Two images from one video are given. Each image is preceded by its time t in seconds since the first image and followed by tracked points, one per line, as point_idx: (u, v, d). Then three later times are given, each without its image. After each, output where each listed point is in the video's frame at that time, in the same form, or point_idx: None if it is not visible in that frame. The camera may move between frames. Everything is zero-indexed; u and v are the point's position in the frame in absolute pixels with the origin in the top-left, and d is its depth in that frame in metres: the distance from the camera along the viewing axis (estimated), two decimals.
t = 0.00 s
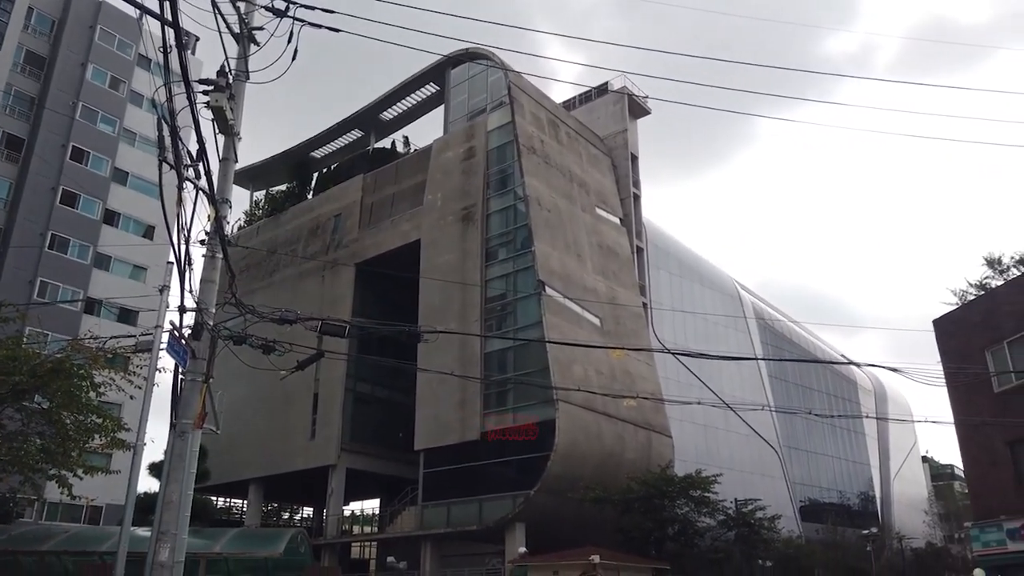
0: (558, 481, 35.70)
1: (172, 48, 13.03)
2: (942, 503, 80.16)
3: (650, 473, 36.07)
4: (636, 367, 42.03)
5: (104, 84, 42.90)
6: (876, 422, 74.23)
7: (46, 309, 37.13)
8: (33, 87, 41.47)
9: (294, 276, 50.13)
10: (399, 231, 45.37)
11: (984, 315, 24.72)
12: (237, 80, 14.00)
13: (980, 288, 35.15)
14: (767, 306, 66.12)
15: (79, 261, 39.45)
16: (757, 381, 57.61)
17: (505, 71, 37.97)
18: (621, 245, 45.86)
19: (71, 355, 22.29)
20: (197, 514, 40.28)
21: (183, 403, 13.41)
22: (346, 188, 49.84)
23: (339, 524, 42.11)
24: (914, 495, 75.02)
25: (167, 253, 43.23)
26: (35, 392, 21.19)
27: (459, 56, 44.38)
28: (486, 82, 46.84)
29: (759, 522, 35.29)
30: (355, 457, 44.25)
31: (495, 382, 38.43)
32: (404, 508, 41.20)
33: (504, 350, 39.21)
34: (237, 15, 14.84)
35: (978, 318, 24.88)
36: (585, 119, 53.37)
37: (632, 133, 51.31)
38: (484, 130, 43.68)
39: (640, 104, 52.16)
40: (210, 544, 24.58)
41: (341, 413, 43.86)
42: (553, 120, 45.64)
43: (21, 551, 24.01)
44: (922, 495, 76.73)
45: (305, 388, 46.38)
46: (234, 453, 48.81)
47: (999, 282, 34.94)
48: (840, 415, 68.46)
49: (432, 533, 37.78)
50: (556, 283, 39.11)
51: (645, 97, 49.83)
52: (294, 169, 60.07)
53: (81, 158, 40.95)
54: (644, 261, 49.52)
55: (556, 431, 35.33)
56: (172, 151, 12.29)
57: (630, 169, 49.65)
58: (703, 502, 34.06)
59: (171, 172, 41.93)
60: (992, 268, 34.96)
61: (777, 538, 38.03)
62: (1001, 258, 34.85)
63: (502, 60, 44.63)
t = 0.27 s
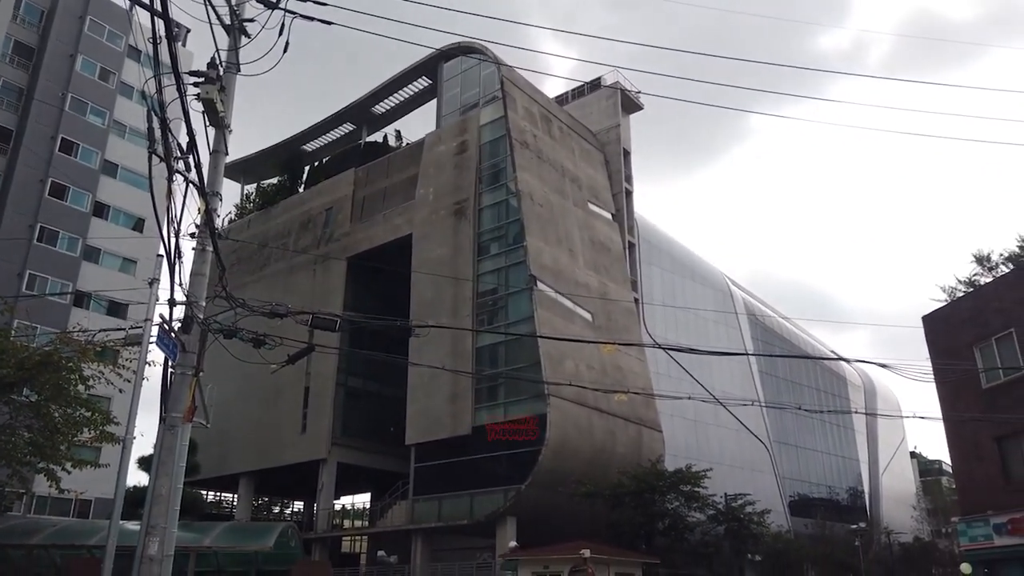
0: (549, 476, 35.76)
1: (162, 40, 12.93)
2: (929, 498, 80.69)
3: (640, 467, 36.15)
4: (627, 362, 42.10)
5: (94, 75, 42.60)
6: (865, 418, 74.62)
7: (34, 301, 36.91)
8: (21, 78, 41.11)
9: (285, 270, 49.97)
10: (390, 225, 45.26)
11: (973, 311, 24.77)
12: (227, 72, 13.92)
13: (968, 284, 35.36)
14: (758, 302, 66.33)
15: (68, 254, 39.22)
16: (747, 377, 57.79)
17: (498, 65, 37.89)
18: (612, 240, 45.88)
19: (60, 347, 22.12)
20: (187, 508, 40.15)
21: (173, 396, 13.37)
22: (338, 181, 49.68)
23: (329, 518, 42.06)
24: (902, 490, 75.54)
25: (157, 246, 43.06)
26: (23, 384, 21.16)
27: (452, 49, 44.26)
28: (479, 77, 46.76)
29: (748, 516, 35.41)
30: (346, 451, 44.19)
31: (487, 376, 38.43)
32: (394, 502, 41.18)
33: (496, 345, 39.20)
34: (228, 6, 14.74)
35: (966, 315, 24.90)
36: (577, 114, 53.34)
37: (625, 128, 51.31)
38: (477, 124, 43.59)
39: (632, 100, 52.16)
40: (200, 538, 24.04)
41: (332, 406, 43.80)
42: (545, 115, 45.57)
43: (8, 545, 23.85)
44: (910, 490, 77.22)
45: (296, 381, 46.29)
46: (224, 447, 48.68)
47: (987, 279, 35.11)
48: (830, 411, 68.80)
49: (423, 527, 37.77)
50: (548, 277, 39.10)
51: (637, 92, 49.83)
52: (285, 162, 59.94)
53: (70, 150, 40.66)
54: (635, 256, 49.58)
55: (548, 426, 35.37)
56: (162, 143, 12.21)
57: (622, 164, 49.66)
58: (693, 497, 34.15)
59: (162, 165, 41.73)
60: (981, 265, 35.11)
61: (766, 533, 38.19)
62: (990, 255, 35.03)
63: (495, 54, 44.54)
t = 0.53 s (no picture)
0: (544, 470, 35.82)
1: (156, 31, 12.86)
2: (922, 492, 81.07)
3: (635, 461, 36.23)
4: (622, 357, 42.14)
5: (88, 67, 42.40)
6: (859, 412, 74.87)
7: (29, 294, 36.77)
8: (14, 69, 40.80)
9: (280, 263, 49.87)
10: (386, 218, 45.18)
11: (966, 307, 24.78)
12: (222, 64, 13.87)
13: (962, 279, 35.46)
14: (753, 297, 66.44)
15: (62, 246, 39.09)
16: (742, 371, 57.92)
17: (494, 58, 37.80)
18: (608, 235, 45.88)
19: (53, 341, 22.00)
20: (182, 500, 40.12)
21: (167, 389, 13.36)
22: (333, 175, 49.56)
23: (325, 511, 42.09)
24: (895, 484, 75.85)
25: (151, 239, 42.99)
26: (16, 377, 21.05)
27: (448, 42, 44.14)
28: (475, 70, 46.66)
29: (742, 510, 35.50)
30: (341, 444, 44.18)
31: (482, 370, 38.43)
32: (390, 495, 41.21)
33: (491, 339, 39.18)
34: None
35: (961, 310, 24.92)
36: (573, 108, 53.29)
37: (621, 122, 51.28)
38: (472, 118, 43.51)
39: (628, 94, 52.10)
40: (195, 530, 23.94)
41: (327, 400, 43.80)
42: (541, 108, 45.49)
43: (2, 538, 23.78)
44: (903, 484, 77.54)
45: (291, 375, 46.26)
46: (219, 440, 48.63)
47: (981, 274, 35.19)
48: (824, 405, 69.00)
49: (418, 520, 37.80)
50: (543, 271, 39.10)
51: (633, 86, 49.78)
52: (280, 156, 59.73)
53: (64, 142, 40.46)
54: (630, 250, 49.62)
55: (543, 420, 35.43)
56: (157, 135, 12.17)
57: (618, 159, 49.63)
58: (687, 491, 34.22)
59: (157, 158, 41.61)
60: (975, 260, 35.20)
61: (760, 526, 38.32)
62: (984, 250, 35.11)
63: (491, 47, 44.43)
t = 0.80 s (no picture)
0: (540, 460, 35.92)
1: (150, 19, 12.77)
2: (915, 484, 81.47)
3: (630, 452, 36.35)
4: (618, 348, 42.20)
5: (82, 55, 42.16)
6: (853, 403, 75.14)
7: (23, 284, 36.69)
8: (7, 57, 40.57)
9: (276, 254, 49.79)
10: (382, 209, 45.10)
11: (961, 299, 24.83)
12: (216, 53, 13.79)
13: (957, 271, 35.55)
14: (748, 288, 66.53)
15: (56, 236, 38.97)
16: (737, 362, 58.07)
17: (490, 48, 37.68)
18: (604, 226, 45.87)
19: (48, 330, 21.92)
20: (177, 491, 40.16)
21: (163, 380, 13.34)
22: (329, 165, 49.41)
23: (320, 501, 42.17)
24: (889, 475, 76.23)
25: (146, 229, 42.87)
26: (10, 366, 20.98)
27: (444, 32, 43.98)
28: (471, 60, 46.51)
29: (737, 501, 35.65)
30: (337, 435, 44.24)
31: (478, 361, 38.48)
32: (386, 486, 41.29)
33: (487, 330, 39.19)
34: None
35: (955, 302, 24.96)
36: (570, 98, 53.17)
37: (617, 113, 51.20)
38: (469, 108, 43.40)
39: (625, 85, 52.00)
40: (190, 521, 23.58)
41: (323, 391, 43.82)
42: (538, 99, 45.37)
43: None
44: (897, 475, 77.92)
45: (286, 365, 46.24)
46: (215, 430, 48.64)
47: (976, 266, 35.29)
48: (818, 397, 69.22)
49: (413, 511, 37.90)
50: (539, 263, 39.09)
51: (631, 77, 49.67)
52: (276, 145, 59.55)
53: (58, 131, 40.27)
54: (627, 241, 49.64)
55: (538, 411, 35.51)
56: (151, 125, 12.11)
57: (614, 150, 49.58)
58: (682, 481, 34.36)
59: (151, 147, 41.45)
60: (970, 252, 35.28)
61: (754, 517, 38.50)
62: (979, 242, 35.19)
63: (487, 37, 44.28)
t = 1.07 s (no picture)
0: (535, 450, 36.04)
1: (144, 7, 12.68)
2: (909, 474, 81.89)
3: (625, 442, 36.46)
4: (613, 338, 42.26)
5: (75, 43, 41.89)
6: (847, 394, 75.41)
7: (17, 273, 36.57)
8: None
9: (271, 243, 49.67)
10: (377, 199, 45.00)
11: (955, 290, 24.89)
12: (211, 41, 13.71)
13: (952, 262, 35.61)
14: (744, 279, 66.62)
15: (50, 225, 38.82)
16: (732, 353, 58.20)
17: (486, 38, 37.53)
18: (600, 216, 45.86)
19: (41, 319, 21.84)
20: (172, 480, 40.18)
21: (158, 369, 13.33)
22: (324, 155, 49.24)
23: (316, 491, 42.26)
24: (882, 465, 76.57)
25: (140, 218, 42.72)
26: (4, 355, 20.89)
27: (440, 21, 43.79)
28: (467, 49, 46.34)
29: (731, 491, 35.82)
30: (332, 425, 44.28)
31: (473, 351, 38.51)
32: (381, 475, 41.37)
33: (483, 320, 39.19)
34: None
35: (950, 293, 24.97)
36: (566, 88, 53.03)
37: (614, 103, 51.10)
38: (465, 98, 43.27)
39: (622, 75, 51.86)
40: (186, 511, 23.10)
41: (318, 381, 43.82)
42: (534, 89, 45.23)
43: None
44: (890, 466, 78.31)
45: (282, 355, 46.21)
46: (210, 420, 48.63)
47: (971, 257, 35.37)
48: (813, 387, 69.40)
49: (409, 500, 38.01)
50: (535, 253, 39.07)
51: (627, 67, 49.55)
52: (271, 135, 59.34)
53: (51, 119, 40.04)
54: (622, 232, 49.65)
55: (534, 401, 35.58)
56: (144, 113, 12.04)
57: (610, 140, 49.51)
58: (677, 471, 34.51)
59: (145, 136, 41.26)
60: (965, 244, 35.34)
61: (748, 507, 38.69)
62: (974, 234, 35.25)
63: (484, 26, 44.10)
